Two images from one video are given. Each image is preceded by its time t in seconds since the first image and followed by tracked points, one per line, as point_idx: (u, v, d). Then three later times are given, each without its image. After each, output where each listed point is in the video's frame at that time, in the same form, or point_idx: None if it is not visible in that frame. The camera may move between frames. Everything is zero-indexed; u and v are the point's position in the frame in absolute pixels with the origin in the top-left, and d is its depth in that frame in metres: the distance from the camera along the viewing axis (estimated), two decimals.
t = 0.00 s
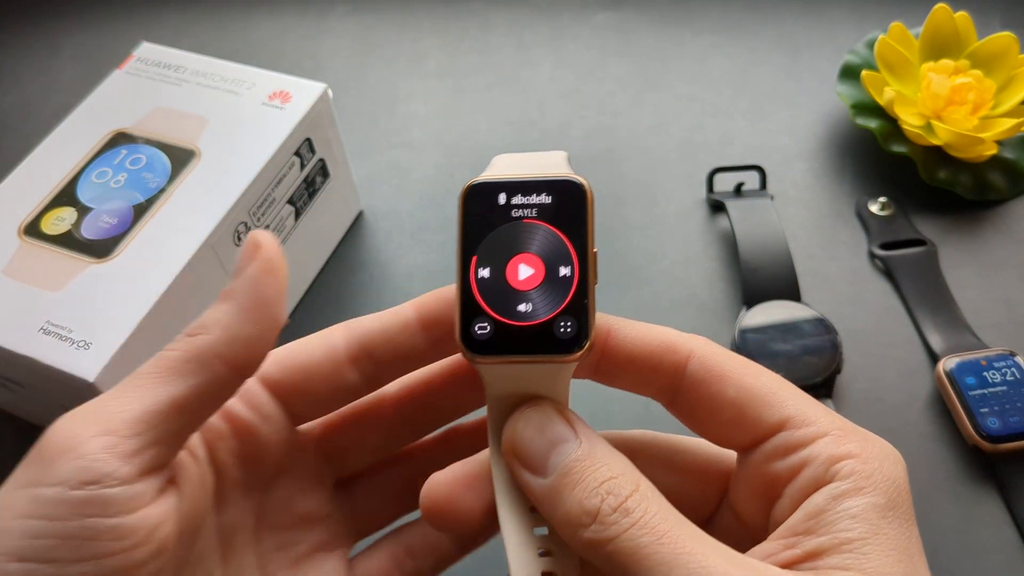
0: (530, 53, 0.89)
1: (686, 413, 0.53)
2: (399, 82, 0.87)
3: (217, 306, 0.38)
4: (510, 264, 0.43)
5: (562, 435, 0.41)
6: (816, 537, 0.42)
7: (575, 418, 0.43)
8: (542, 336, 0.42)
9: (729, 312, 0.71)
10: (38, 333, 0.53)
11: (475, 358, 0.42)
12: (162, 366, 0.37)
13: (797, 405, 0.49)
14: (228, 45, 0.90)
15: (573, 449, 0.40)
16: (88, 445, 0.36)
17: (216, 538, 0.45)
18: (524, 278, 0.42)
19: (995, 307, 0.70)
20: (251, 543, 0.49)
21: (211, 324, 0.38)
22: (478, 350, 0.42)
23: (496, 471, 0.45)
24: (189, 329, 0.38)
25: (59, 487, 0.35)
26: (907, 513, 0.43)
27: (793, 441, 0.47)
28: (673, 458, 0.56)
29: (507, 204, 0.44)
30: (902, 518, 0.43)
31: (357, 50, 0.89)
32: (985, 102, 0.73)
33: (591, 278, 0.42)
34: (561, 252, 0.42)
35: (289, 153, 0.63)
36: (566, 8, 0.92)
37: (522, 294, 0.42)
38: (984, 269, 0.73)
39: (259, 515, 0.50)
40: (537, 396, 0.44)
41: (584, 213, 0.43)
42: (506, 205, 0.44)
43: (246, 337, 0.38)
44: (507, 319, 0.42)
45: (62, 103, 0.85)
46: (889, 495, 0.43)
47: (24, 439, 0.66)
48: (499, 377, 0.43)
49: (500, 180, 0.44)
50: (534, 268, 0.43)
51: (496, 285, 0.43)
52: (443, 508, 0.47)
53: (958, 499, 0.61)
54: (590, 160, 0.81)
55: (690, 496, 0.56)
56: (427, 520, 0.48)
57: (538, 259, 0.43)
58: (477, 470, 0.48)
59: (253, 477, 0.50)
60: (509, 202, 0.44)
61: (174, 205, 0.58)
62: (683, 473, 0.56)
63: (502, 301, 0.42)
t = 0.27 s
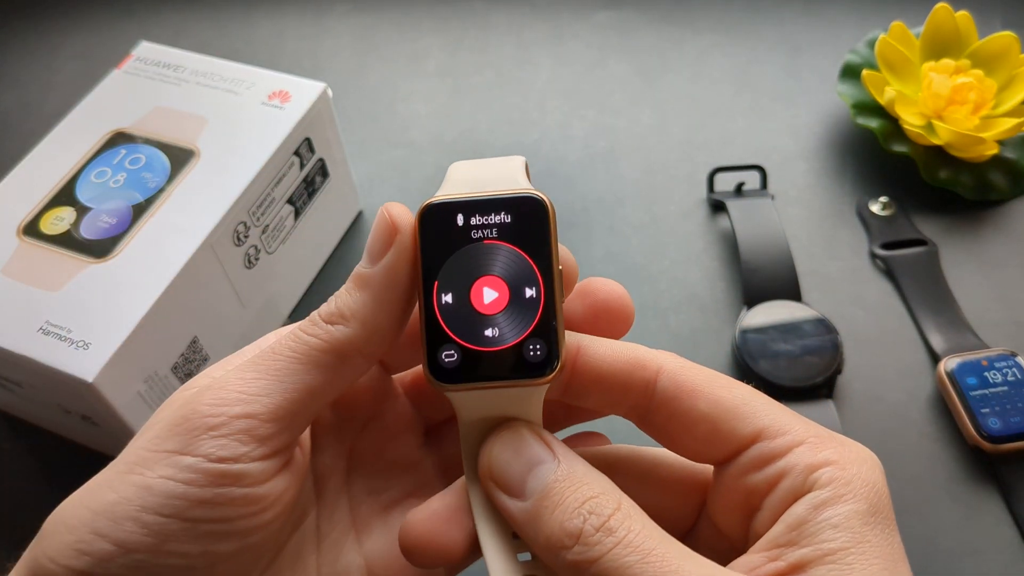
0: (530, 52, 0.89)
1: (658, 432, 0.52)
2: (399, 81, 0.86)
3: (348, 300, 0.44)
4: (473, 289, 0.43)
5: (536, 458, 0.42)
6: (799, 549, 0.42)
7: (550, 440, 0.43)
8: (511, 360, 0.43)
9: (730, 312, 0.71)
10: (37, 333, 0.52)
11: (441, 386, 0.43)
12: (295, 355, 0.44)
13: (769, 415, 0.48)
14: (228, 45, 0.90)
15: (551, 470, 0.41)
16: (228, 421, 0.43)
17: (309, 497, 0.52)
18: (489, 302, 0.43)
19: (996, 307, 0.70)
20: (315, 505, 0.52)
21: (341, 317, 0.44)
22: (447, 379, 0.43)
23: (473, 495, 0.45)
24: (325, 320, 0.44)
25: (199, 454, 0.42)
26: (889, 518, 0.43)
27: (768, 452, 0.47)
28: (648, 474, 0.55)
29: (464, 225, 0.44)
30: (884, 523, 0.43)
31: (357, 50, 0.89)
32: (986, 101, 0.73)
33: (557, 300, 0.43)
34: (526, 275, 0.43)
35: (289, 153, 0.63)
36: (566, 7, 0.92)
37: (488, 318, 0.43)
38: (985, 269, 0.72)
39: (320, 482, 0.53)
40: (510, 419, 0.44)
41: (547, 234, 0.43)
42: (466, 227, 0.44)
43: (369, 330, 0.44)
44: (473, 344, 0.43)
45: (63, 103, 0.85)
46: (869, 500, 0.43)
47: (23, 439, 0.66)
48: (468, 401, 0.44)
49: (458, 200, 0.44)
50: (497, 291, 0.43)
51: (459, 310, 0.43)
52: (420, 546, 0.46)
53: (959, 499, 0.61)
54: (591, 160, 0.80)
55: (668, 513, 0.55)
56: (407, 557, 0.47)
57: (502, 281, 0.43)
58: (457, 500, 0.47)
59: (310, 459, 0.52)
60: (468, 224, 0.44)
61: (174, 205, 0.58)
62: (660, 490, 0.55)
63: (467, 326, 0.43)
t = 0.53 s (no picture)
0: (530, 52, 0.89)
1: (652, 426, 0.52)
2: (399, 81, 0.86)
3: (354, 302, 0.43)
4: (467, 284, 0.43)
5: (530, 450, 0.42)
6: (795, 539, 0.42)
7: (546, 433, 0.43)
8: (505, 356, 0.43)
9: (730, 312, 0.71)
10: (38, 333, 0.52)
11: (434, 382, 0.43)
12: (303, 360, 0.43)
13: (763, 406, 0.48)
14: (228, 45, 0.90)
15: (547, 462, 0.41)
16: (241, 425, 0.42)
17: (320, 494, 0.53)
18: (483, 298, 0.44)
19: (996, 307, 0.70)
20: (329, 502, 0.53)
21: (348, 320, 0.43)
22: (441, 374, 0.43)
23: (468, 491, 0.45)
24: (331, 323, 0.43)
25: (214, 458, 0.42)
26: (884, 507, 0.43)
27: (762, 443, 0.47)
28: (643, 468, 0.55)
29: (459, 220, 0.44)
30: (879, 512, 0.43)
31: (357, 50, 0.89)
32: (986, 101, 0.73)
33: (551, 295, 0.44)
34: (520, 271, 0.44)
35: (289, 152, 0.62)
36: (566, 7, 0.92)
37: (481, 315, 0.44)
38: (985, 269, 0.72)
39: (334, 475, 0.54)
40: (506, 413, 0.45)
41: (541, 231, 0.44)
42: (458, 223, 0.44)
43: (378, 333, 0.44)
44: (467, 339, 0.43)
45: (62, 102, 0.85)
46: (864, 489, 0.43)
47: (23, 439, 0.66)
48: (463, 395, 0.44)
49: (450, 196, 0.44)
50: (491, 287, 0.44)
51: (453, 305, 0.43)
52: (422, 547, 0.46)
53: (960, 499, 0.61)
54: (591, 159, 0.80)
55: (663, 506, 0.55)
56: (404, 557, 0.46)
57: (495, 276, 0.44)
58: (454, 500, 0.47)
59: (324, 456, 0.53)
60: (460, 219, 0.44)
61: (174, 204, 0.58)
62: (654, 484, 0.55)
63: (461, 321, 0.43)
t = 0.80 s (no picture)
0: (530, 52, 0.89)
1: (643, 430, 0.52)
2: (399, 81, 0.86)
3: (353, 305, 0.44)
4: (460, 293, 0.43)
5: (522, 455, 0.42)
6: (785, 538, 0.42)
7: (537, 437, 0.43)
8: (493, 367, 0.43)
9: (730, 313, 0.71)
10: (38, 333, 0.52)
11: (421, 388, 0.43)
12: (305, 365, 0.44)
13: (754, 407, 0.48)
14: (228, 45, 0.89)
15: (537, 465, 0.41)
16: (237, 430, 0.43)
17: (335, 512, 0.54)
18: (475, 308, 0.43)
19: (996, 307, 0.70)
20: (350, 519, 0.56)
21: (347, 323, 0.44)
22: (429, 382, 0.43)
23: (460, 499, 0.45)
24: (332, 329, 0.44)
25: (210, 465, 0.42)
26: (875, 505, 0.43)
27: (753, 443, 0.47)
28: (639, 470, 0.55)
29: (455, 228, 0.44)
30: (871, 511, 0.42)
31: (357, 49, 0.89)
32: (986, 101, 0.73)
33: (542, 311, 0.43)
34: (513, 284, 0.43)
35: (289, 152, 0.62)
36: (566, 7, 0.92)
37: (472, 324, 0.43)
38: (985, 269, 0.72)
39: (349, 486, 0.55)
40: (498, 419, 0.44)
41: (538, 245, 0.43)
42: (456, 230, 0.44)
43: (378, 337, 0.44)
44: (457, 347, 0.43)
45: (63, 102, 0.85)
46: (856, 488, 0.43)
47: (24, 439, 0.66)
48: (453, 403, 0.44)
49: (449, 202, 0.44)
50: (484, 297, 0.43)
51: (445, 313, 0.43)
52: (415, 555, 0.46)
53: (959, 499, 0.61)
54: (591, 159, 0.80)
55: (657, 506, 0.54)
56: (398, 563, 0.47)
57: (489, 287, 0.43)
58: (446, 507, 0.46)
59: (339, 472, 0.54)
60: (459, 227, 0.44)
61: (173, 204, 0.58)
62: (647, 485, 0.55)
63: (452, 328, 0.43)
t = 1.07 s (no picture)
0: (530, 52, 0.89)
1: (640, 434, 0.52)
2: (399, 81, 0.86)
3: (352, 314, 0.44)
4: (459, 298, 0.43)
5: (518, 459, 0.42)
6: (781, 542, 0.42)
7: (534, 441, 0.43)
8: (490, 372, 0.43)
9: (730, 313, 0.71)
10: (37, 333, 0.52)
11: (420, 394, 0.43)
12: (304, 375, 0.44)
13: (751, 410, 0.48)
14: (229, 45, 0.89)
15: (534, 469, 0.41)
16: (236, 442, 0.43)
17: (342, 525, 0.53)
18: (473, 313, 0.43)
19: (996, 307, 0.70)
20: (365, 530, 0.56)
21: (346, 333, 0.44)
22: (427, 388, 0.43)
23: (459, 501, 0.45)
24: (331, 338, 0.44)
25: (210, 477, 0.42)
26: (873, 509, 0.43)
27: (750, 446, 0.47)
28: (632, 472, 0.55)
29: (453, 232, 0.43)
30: (868, 514, 0.42)
31: (357, 49, 0.89)
32: (987, 101, 0.73)
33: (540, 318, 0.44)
34: (510, 290, 0.43)
35: (289, 152, 0.62)
36: (566, 7, 0.92)
37: (470, 330, 0.43)
38: (985, 269, 0.72)
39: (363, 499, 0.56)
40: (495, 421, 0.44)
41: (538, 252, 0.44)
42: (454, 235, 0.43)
43: (378, 347, 0.44)
44: (454, 352, 0.43)
45: (63, 102, 0.85)
46: (853, 491, 0.43)
47: (24, 439, 0.66)
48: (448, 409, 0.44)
49: (447, 206, 0.43)
50: (481, 303, 0.43)
51: (443, 318, 0.43)
52: (415, 559, 0.46)
53: (959, 499, 0.61)
54: (591, 159, 0.80)
55: (656, 510, 0.54)
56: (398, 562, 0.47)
57: (488, 293, 0.43)
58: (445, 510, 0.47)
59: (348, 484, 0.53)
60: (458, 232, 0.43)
61: (173, 204, 0.58)
62: (643, 488, 0.54)
63: (449, 333, 0.43)
